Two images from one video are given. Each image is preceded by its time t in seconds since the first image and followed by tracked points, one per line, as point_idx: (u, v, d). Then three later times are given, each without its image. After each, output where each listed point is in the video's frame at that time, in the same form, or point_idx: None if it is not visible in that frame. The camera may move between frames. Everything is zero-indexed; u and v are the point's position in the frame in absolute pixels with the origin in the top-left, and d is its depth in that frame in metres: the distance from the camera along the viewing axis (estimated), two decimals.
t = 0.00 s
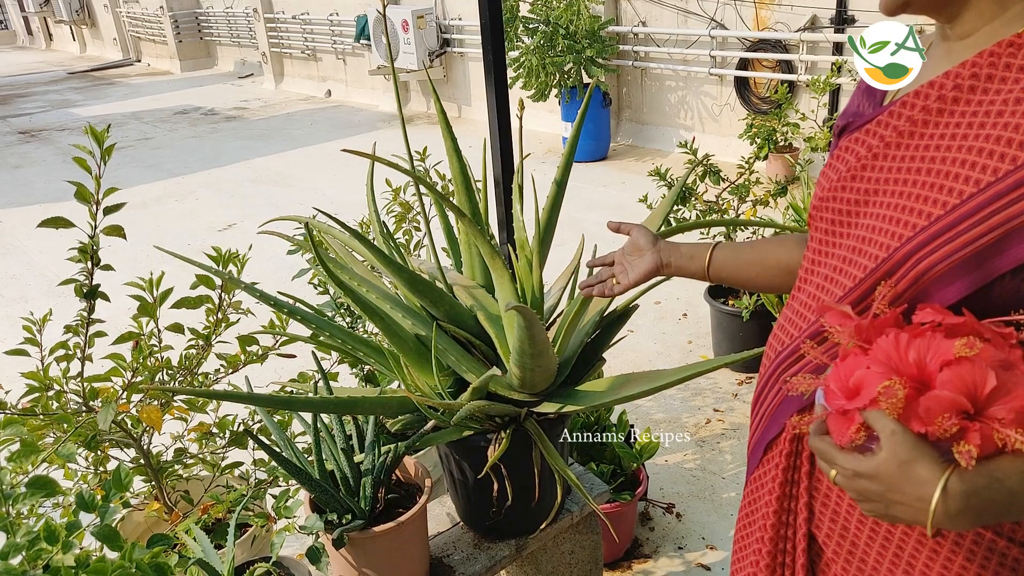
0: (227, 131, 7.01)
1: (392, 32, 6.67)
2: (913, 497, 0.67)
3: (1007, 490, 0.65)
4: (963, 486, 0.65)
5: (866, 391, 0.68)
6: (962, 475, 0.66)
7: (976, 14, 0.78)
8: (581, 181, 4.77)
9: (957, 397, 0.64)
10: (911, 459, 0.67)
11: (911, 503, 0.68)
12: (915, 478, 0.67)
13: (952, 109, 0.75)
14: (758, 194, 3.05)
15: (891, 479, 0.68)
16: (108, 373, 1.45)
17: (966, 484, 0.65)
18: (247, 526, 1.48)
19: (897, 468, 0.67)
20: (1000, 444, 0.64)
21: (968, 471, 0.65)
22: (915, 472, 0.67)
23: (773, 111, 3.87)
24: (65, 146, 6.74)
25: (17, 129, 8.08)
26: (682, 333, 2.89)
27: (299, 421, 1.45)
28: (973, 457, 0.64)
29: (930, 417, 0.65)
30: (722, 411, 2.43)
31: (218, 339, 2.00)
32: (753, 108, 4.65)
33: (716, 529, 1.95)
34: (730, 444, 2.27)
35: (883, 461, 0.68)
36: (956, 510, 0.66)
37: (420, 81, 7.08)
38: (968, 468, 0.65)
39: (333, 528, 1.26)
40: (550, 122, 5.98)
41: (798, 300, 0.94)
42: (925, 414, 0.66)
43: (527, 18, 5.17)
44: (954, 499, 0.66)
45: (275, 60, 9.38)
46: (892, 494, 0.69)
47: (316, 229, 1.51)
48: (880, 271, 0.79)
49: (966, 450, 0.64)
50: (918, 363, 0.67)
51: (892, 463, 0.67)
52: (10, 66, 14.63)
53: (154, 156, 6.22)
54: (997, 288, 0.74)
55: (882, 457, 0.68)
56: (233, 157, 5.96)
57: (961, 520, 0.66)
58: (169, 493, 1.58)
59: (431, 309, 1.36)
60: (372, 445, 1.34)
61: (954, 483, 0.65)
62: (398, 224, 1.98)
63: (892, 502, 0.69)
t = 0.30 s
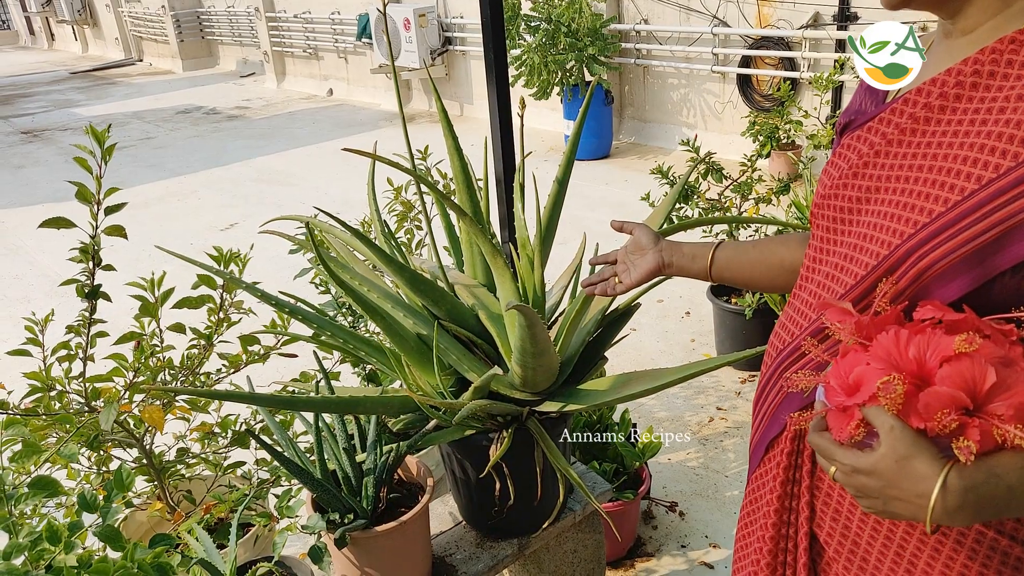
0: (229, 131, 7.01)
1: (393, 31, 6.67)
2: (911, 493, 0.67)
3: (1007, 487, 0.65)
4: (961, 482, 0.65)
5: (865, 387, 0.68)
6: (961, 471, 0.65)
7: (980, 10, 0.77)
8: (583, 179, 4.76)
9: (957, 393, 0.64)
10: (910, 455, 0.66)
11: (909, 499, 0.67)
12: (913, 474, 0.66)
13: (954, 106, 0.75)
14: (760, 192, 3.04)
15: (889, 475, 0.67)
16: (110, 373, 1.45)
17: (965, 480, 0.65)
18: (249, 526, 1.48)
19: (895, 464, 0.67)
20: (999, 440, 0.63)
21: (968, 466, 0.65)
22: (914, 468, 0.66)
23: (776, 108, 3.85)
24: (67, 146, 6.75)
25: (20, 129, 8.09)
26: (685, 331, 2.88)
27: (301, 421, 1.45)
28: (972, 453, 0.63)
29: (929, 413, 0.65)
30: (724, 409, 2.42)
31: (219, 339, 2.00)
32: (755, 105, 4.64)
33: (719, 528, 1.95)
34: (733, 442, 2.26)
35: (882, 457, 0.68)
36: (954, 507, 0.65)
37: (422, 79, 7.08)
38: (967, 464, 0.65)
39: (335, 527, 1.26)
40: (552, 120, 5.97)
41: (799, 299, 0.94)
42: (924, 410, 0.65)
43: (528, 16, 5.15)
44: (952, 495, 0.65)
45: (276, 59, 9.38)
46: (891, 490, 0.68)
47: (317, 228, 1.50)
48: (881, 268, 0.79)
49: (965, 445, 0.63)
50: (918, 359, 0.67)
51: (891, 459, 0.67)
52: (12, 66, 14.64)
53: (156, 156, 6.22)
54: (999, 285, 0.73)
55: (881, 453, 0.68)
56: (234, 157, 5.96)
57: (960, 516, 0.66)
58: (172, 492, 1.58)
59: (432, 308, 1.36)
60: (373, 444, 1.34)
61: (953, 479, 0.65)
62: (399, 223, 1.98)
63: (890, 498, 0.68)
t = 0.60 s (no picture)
0: (232, 126, 7.02)
1: (395, 25, 6.65)
2: (923, 483, 0.66)
3: (1021, 475, 0.64)
4: (975, 472, 0.64)
5: (875, 378, 0.68)
6: (974, 460, 0.64)
7: None
8: (587, 172, 4.75)
9: (969, 381, 0.63)
10: (922, 445, 0.66)
11: (922, 489, 0.66)
12: (926, 464, 0.65)
13: (961, 94, 0.74)
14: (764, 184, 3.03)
15: (901, 466, 0.67)
16: (115, 369, 1.46)
17: (978, 470, 0.64)
18: (255, 520, 1.48)
19: (907, 454, 0.66)
20: (1012, 428, 0.63)
21: (981, 455, 0.64)
22: (926, 458, 0.66)
23: (780, 100, 3.84)
24: (70, 143, 6.75)
25: (24, 126, 8.10)
26: (689, 324, 2.88)
27: (305, 415, 1.45)
28: (986, 442, 0.63)
29: (941, 402, 0.65)
30: (729, 402, 2.42)
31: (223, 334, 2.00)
32: (759, 97, 4.62)
33: (724, 520, 1.95)
34: (738, 434, 2.26)
35: (894, 447, 0.67)
36: (967, 496, 0.65)
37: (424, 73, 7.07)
38: (980, 453, 0.64)
39: (340, 521, 1.26)
40: (554, 113, 5.96)
41: (805, 290, 0.94)
42: (936, 400, 0.65)
43: (530, 8, 5.13)
44: (965, 485, 0.64)
45: (279, 54, 9.38)
46: (903, 481, 0.67)
47: (319, 222, 1.50)
48: (888, 257, 0.78)
49: (978, 434, 0.63)
50: (929, 349, 0.67)
51: (903, 449, 0.66)
52: (16, 64, 14.65)
53: (159, 152, 6.22)
54: (1007, 273, 0.73)
55: (893, 444, 0.67)
56: (237, 152, 5.96)
57: (973, 506, 0.65)
58: (178, 488, 1.59)
59: (436, 303, 1.36)
60: (378, 438, 1.33)
61: (966, 469, 0.64)
62: (403, 217, 1.98)
63: (902, 489, 0.68)
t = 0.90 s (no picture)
0: (235, 119, 7.01)
1: (398, 16, 6.62)
2: (932, 476, 0.66)
3: None
4: (982, 464, 0.64)
5: (881, 370, 0.67)
6: (981, 452, 0.64)
7: None
8: (591, 163, 4.74)
9: (975, 373, 0.63)
10: (929, 438, 0.65)
11: (929, 482, 0.66)
12: (934, 457, 0.65)
13: (968, 81, 0.73)
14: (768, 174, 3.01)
15: (908, 459, 0.67)
16: (119, 361, 1.46)
17: (986, 462, 0.64)
18: (259, 512, 1.49)
19: (913, 448, 0.66)
20: (1019, 421, 0.63)
21: (988, 448, 0.64)
22: (934, 451, 0.65)
23: (784, 90, 3.81)
24: (74, 136, 6.75)
25: (27, 119, 8.10)
26: (693, 315, 2.87)
27: (310, 407, 1.45)
28: (993, 434, 0.62)
29: (948, 395, 0.64)
30: (734, 393, 2.42)
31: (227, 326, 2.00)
32: (763, 87, 4.59)
33: (729, 511, 1.95)
34: (743, 426, 2.26)
35: (900, 441, 0.67)
36: (975, 488, 0.64)
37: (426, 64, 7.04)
38: (987, 445, 0.64)
39: (345, 513, 1.26)
40: (558, 104, 5.94)
41: (809, 281, 0.93)
42: (942, 393, 0.64)
43: None
44: (973, 477, 0.64)
45: (282, 46, 9.36)
46: (910, 474, 0.67)
47: (322, 214, 1.50)
48: (894, 247, 0.78)
49: (985, 427, 0.62)
50: (934, 341, 0.66)
51: (910, 442, 0.66)
52: (19, 57, 14.64)
53: (163, 145, 6.22)
54: (1014, 263, 0.72)
55: (900, 437, 0.67)
56: (241, 145, 5.96)
57: (981, 498, 0.65)
58: (183, 479, 1.59)
59: (439, 294, 1.35)
60: (382, 431, 1.34)
61: (973, 461, 0.64)
62: (406, 209, 1.97)
63: (910, 482, 0.68)
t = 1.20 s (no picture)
0: (240, 115, 7.02)
1: (403, 12, 6.62)
2: (927, 463, 0.66)
3: None
4: (977, 451, 0.63)
5: (879, 358, 0.67)
6: (976, 439, 0.63)
7: None
8: (596, 159, 4.73)
9: (971, 360, 0.62)
10: (923, 424, 0.65)
11: (924, 469, 0.66)
12: (929, 443, 0.65)
13: (972, 72, 0.73)
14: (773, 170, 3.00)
15: (904, 446, 0.66)
16: (125, 357, 1.46)
17: (981, 449, 0.63)
18: (265, 507, 1.50)
19: (908, 435, 0.66)
20: (1016, 410, 0.62)
21: (983, 435, 0.63)
22: (929, 437, 0.65)
23: (790, 85, 3.79)
24: (80, 133, 6.77)
25: (34, 115, 8.12)
26: (698, 311, 2.87)
27: (315, 403, 1.45)
28: (988, 420, 0.62)
29: (943, 381, 0.64)
30: (739, 389, 2.41)
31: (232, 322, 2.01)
32: (769, 83, 4.58)
33: (734, 508, 1.94)
34: (748, 422, 2.25)
35: (895, 428, 0.67)
36: (969, 477, 0.64)
37: (431, 61, 7.04)
38: (982, 432, 0.63)
39: (350, 509, 1.26)
40: (563, 100, 5.93)
41: (814, 276, 0.92)
42: (938, 379, 0.64)
43: None
44: (968, 464, 0.63)
45: (287, 42, 9.36)
46: (905, 462, 0.67)
47: (328, 210, 1.50)
48: (898, 239, 0.77)
49: (979, 414, 0.62)
50: (932, 330, 0.66)
51: (905, 429, 0.66)
52: (25, 53, 14.66)
53: (168, 141, 6.23)
54: (1017, 255, 0.72)
55: (895, 424, 0.67)
56: (246, 141, 5.96)
57: (974, 486, 0.64)
58: (188, 475, 1.60)
59: (444, 290, 1.35)
60: (387, 427, 1.33)
61: (968, 448, 0.63)
62: (411, 205, 1.97)
63: (906, 469, 0.67)
